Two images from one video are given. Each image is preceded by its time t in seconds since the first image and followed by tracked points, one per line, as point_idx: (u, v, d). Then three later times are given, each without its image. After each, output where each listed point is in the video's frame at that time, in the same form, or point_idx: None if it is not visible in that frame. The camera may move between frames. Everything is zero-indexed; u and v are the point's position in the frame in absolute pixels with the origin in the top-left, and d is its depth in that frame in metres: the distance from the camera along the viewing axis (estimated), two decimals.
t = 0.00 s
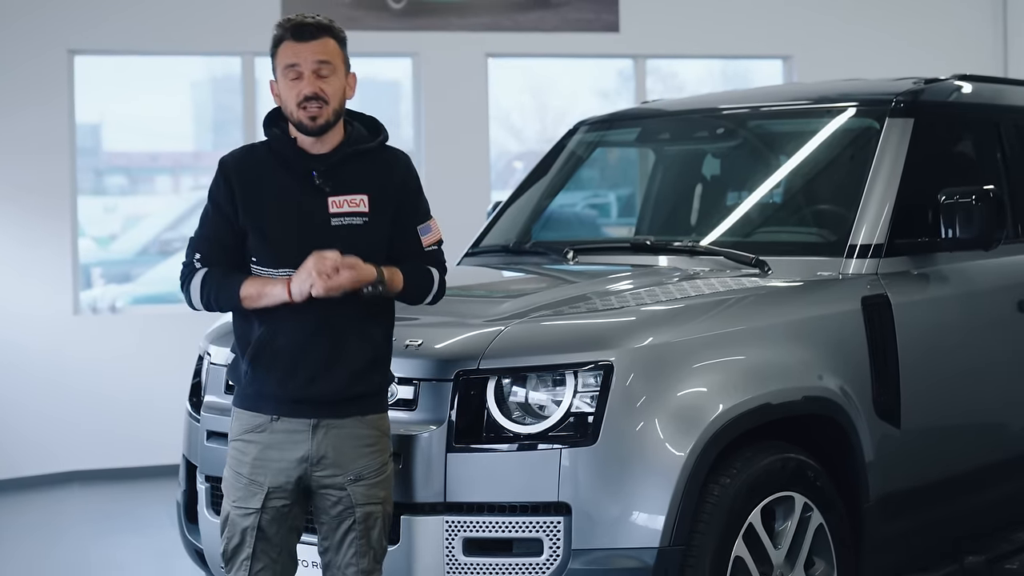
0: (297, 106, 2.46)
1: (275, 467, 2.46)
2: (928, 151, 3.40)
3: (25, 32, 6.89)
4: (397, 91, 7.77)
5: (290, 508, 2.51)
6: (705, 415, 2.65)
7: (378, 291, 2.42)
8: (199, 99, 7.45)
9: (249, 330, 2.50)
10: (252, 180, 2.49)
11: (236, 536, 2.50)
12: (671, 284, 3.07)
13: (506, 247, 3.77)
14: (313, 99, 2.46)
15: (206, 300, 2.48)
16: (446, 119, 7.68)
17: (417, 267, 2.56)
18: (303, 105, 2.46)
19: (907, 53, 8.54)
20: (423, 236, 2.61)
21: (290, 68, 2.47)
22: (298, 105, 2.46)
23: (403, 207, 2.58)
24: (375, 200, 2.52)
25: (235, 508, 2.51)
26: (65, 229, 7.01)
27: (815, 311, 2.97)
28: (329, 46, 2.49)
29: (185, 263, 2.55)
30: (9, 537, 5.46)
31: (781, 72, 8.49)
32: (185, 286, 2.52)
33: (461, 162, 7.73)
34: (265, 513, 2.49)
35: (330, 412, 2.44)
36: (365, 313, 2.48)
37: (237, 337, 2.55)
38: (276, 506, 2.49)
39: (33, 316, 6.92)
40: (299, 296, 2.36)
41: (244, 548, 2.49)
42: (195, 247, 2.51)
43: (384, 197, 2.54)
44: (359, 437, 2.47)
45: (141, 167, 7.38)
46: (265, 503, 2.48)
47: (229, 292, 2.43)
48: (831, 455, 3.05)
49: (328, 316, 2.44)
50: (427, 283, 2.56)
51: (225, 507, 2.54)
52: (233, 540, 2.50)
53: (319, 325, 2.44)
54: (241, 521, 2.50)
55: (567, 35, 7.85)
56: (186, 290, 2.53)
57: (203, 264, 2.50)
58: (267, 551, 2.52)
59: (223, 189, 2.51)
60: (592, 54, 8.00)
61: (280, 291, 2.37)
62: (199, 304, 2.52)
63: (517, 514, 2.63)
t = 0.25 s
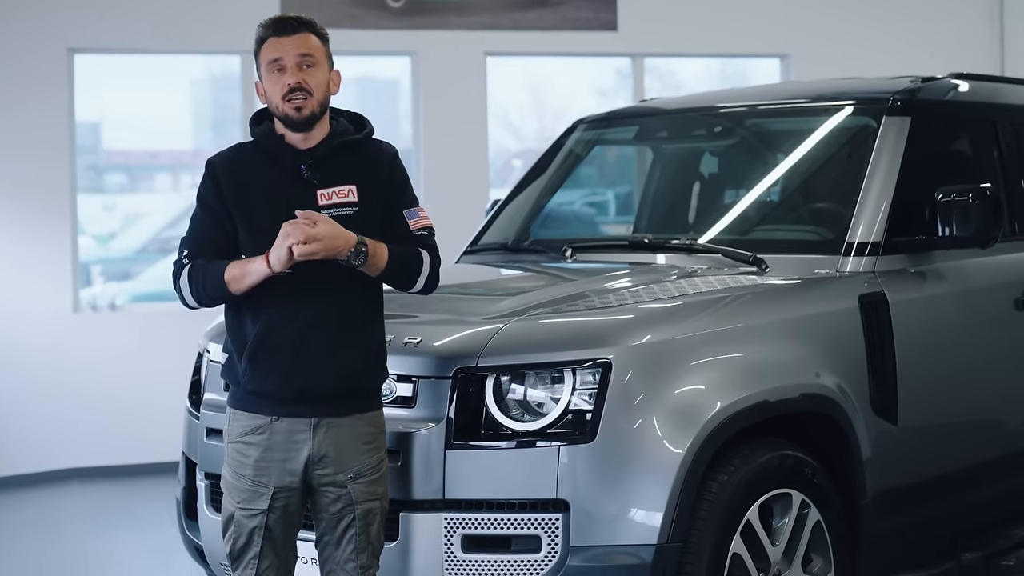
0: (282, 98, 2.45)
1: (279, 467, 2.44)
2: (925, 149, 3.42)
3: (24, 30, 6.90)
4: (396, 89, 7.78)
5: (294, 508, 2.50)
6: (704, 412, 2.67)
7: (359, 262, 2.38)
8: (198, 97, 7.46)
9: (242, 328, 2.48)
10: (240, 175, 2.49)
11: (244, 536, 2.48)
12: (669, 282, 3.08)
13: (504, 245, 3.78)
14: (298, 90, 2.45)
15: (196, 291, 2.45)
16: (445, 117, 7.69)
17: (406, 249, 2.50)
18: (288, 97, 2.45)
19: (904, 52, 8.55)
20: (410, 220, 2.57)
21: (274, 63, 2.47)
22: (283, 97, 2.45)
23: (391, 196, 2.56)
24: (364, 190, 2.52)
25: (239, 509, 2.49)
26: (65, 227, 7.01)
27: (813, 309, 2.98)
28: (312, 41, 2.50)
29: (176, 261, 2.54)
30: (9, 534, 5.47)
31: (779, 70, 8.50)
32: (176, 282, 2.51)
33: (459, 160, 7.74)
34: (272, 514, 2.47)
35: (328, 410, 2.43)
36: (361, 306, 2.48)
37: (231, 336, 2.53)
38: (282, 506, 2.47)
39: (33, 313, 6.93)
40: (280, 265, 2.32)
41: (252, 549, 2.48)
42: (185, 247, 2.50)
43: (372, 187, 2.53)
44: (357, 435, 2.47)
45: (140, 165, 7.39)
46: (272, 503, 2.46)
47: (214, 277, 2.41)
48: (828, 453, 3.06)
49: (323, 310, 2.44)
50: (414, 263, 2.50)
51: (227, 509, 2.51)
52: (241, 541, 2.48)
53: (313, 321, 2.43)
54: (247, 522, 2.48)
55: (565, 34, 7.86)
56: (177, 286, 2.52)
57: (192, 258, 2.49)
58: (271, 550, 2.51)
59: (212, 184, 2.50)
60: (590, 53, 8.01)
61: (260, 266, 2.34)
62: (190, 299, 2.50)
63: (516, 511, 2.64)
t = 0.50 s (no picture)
0: (282, 99, 2.45)
1: (273, 468, 2.44)
2: (922, 149, 3.42)
3: (23, 30, 6.90)
4: (395, 90, 7.78)
5: (288, 508, 2.49)
6: (702, 412, 2.67)
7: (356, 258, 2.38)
8: (197, 97, 7.46)
9: (238, 327, 2.47)
10: (238, 173, 2.49)
11: (238, 537, 2.48)
12: (668, 282, 3.08)
13: (503, 246, 3.78)
14: (296, 92, 2.45)
15: (201, 289, 2.44)
16: (444, 117, 7.70)
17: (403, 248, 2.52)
18: (287, 98, 2.45)
19: (902, 52, 8.56)
20: (407, 220, 2.59)
21: (272, 64, 2.47)
22: (282, 99, 2.45)
23: (386, 196, 2.57)
24: (360, 189, 2.52)
25: (233, 510, 2.49)
26: (64, 227, 7.01)
27: (811, 309, 2.98)
28: (310, 42, 2.50)
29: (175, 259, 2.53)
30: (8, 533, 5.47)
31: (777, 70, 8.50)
32: (178, 282, 2.50)
33: (458, 159, 7.74)
34: (266, 514, 2.47)
35: (323, 409, 2.43)
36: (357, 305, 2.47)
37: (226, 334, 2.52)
38: (276, 506, 2.47)
39: (32, 313, 6.93)
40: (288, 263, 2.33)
41: (247, 549, 2.48)
42: (183, 245, 2.49)
43: (368, 186, 2.53)
44: (352, 434, 2.47)
45: (139, 165, 7.39)
46: (265, 504, 2.46)
47: (221, 276, 2.40)
48: (826, 452, 3.06)
49: (318, 309, 2.44)
50: (411, 261, 2.52)
51: (221, 509, 2.51)
52: (235, 541, 2.48)
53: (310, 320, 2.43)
54: (241, 523, 2.48)
55: (564, 34, 7.86)
56: (179, 286, 2.51)
57: (193, 257, 2.48)
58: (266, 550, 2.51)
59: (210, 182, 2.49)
60: (589, 53, 8.01)
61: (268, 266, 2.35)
62: (196, 300, 2.49)
63: (514, 510, 2.65)
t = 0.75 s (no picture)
0: (286, 99, 2.42)
1: (270, 468, 2.41)
2: (920, 149, 3.42)
3: (23, 30, 6.90)
4: (394, 90, 7.78)
5: (286, 509, 2.46)
6: (701, 412, 2.67)
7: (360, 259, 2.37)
8: (196, 97, 7.46)
9: (235, 326, 2.44)
10: (239, 170, 2.46)
11: (234, 539, 2.45)
12: (666, 282, 3.08)
13: (501, 245, 3.78)
14: (301, 93, 2.43)
15: (204, 289, 2.41)
16: (443, 116, 7.70)
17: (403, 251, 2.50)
18: (292, 99, 2.43)
19: (901, 52, 8.56)
20: (406, 223, 2.57)
21: (276, 64, 2.44)
22: (286, 99, 2.42)
23: (386, 198, 2.55)
24: (360, 190, 2.51)
25: (230, 511, 2.45)
26: (64, 226, 7.01)
27: (810, 309, 2.98)
28: (315, 43, 2.47)
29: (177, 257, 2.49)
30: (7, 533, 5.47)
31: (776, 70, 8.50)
32: (181, 279, 2.46)
33: (457, 159, 7.74)
34: (262, 515, 2.43)
35: (321, 409, 2.40)
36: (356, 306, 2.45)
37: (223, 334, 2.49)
38: (273, 507, 2.44)
39: (32, 313, 6.93)
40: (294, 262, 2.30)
41: (243, 551, 2.44)
42: (186, 243, 2.46)
43: (369, 188, 2.52)
44: (349, 435, 2.44)
45: (137, 165, 7.38)
46: (262, 505, 2.43)
47: (227, 274, 2.37)
48: (825, 452, 3.06)
49: (318, 309, 2.41)
50: (411, 263, 2.50)
51: (218, 511, 2.48)
52: (231, 543, 2.45)
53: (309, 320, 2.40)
54: (237, 524, 2.45)
55: (563, 34, 7.86)
56: (181, 283, 2.47)
57: (197, 254, 2.44)
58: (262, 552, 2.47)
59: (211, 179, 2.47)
60: (588, 53, 8.02)
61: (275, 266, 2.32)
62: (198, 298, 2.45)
63: (513, 510, 2.65)
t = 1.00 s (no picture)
0: (289, 105, 2.39)
1: (263, 465, 2.40)
2: (919, 148, 3.42)
3: (22, 30, 6.90)
4: (393, 90, 7.78)
5: (279, 507, 2.46)
6: (700, 412, 2.67)
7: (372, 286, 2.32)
8: (195, 97, 7.46)
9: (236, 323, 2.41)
10: (249, 167, 2.40)
11: (225, 536, 2.45)
12: (665, 282, 3.08)
13: (500, 246, 3.78)
14: (304, 100, 2.39)
15: (213, 289, 2.34)
16: (441, 116, 7.70)
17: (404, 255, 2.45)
18: (295, 105, 2.39)
19: (900, 52, 8.56)
20: (403, 221, 2.52)
21: (281, 69, 2.40)
22: (290, 105, 2.39)
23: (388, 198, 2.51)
24: (366, 192, 2.45)
25: (222, 508, 2.45)
26: (62, 227, 7.01)
27: (809, 309, 2.99)
28: (322, 47, 2.42)
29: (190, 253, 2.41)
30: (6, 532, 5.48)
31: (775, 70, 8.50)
32: (195, 276, 2.38)
33: (455, 159, 7.74)
34: (254, 512, 2.43)
35: (319, 407, 2.40)
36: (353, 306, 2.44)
37: (224, 332, 2.45)
38: (266, 505, 2.43)
39: (31, 313, 6.93)
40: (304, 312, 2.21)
41: (233, 548, 2.45)
42: (201, 239, 2.38)
43: (374, 190, 2.48)
44: (346, 433, 2.44)
45: (135, 165, 7.39)
46: (254, 502, 2.42)
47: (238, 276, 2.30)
48: (824, 452, 3.06)
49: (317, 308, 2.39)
50: (414, 267, 2.44)
51: (210, 507, 2.48)
52: (222, 540, 2.45)
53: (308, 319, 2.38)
54: (229, 521, 2.44)
55: (562, 34, 7.87)
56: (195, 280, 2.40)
57: (214, 253, 2.37)
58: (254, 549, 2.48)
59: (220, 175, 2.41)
60: (587, 53, 8.02)
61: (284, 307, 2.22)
62: (205, 294, 2.37)
63: (513, 510, 2.65)
